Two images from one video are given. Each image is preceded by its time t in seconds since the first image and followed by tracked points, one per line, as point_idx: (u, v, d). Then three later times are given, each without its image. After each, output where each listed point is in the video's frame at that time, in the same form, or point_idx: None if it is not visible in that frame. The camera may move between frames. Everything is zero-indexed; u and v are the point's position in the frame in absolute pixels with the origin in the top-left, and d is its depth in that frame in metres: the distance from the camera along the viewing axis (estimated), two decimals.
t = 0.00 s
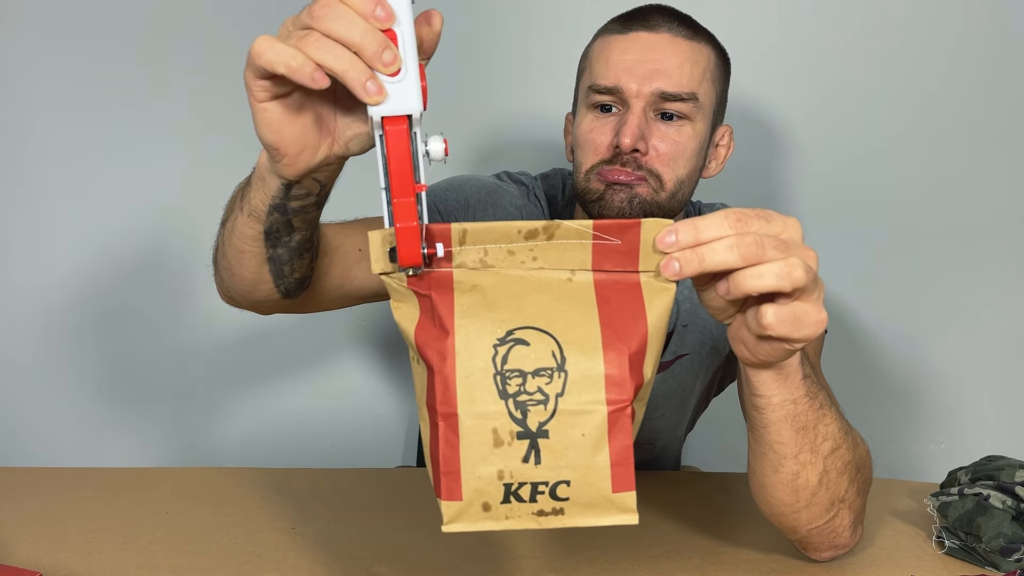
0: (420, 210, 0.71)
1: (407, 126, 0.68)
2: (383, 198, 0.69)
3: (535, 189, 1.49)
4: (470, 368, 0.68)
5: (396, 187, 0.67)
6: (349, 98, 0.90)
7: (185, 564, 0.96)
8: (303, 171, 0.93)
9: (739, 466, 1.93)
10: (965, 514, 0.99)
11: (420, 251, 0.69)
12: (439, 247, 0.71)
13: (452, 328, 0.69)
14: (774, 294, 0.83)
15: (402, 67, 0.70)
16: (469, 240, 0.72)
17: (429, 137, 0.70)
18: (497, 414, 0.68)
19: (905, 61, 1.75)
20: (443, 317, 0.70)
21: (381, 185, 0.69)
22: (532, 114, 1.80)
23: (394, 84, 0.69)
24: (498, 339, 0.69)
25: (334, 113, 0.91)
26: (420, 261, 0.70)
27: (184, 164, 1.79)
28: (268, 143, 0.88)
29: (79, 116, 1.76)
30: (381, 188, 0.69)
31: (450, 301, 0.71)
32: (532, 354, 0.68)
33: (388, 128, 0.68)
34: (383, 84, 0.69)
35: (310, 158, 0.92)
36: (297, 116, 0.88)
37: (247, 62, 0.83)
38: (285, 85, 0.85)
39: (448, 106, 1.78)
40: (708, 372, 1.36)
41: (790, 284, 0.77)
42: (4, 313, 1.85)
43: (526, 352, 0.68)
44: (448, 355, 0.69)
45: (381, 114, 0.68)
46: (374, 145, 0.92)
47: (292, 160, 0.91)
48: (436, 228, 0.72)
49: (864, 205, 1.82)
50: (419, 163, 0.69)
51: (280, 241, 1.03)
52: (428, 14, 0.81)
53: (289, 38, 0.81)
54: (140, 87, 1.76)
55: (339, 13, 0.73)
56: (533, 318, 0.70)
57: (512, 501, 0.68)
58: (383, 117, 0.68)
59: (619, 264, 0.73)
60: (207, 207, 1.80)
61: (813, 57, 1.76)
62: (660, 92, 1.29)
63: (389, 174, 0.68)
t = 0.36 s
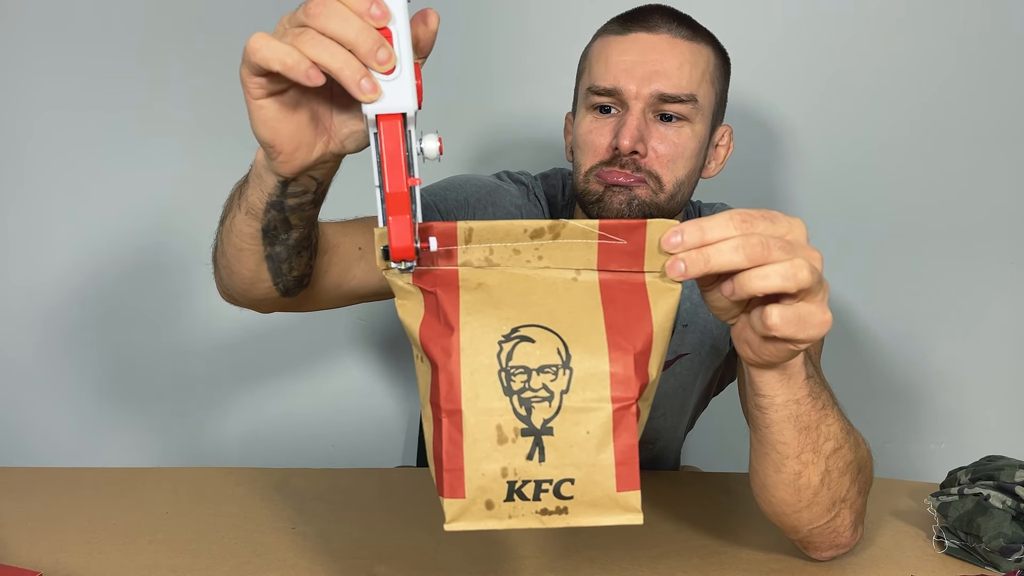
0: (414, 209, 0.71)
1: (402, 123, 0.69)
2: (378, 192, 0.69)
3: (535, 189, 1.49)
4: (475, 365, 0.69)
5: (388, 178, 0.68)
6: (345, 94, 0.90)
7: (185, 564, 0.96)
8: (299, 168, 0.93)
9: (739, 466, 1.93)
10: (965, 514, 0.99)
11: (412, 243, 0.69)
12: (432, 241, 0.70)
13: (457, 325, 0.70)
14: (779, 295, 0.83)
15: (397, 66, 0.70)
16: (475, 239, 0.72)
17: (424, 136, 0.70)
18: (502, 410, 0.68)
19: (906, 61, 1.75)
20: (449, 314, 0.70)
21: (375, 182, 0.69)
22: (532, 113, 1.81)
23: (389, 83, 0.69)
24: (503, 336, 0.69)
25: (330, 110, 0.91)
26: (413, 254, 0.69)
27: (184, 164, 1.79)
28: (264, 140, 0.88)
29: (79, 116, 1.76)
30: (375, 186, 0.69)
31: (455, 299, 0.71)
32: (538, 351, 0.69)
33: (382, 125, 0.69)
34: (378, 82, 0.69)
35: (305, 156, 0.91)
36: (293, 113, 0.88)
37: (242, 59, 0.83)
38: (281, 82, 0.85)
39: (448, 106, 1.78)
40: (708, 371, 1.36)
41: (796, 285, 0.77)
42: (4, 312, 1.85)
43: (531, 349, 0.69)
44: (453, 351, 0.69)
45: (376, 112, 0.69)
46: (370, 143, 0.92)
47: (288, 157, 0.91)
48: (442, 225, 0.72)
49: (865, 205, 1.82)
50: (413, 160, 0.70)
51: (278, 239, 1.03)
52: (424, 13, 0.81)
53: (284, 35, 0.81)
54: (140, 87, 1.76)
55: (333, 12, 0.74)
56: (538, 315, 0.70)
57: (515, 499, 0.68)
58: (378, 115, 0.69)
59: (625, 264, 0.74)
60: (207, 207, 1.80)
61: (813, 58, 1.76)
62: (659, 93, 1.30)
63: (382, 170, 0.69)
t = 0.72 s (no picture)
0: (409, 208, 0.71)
1: (398, 123, 0.69)
2: (373, 191, 0.68)
3: (535, 189, 1.49)
4: (482, 365, 0.69)
5: (385, 179, 0.67)
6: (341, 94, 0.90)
7: (185, 564, 0.96)
8: (296, 168, 0.93)
9: (739, 466, 1.93)
10: (966, 514, 0.99)
11: (407, 244, 0.69)
12: (428, 240, 0.71)
13: (464, 324, 0.70)
14: (785, 295, 0.84)
15: (392, 66, 0.70)
16: (481, 238, 0.72)
17: (420, 136, 0.70)
18: (508, 410, 0.68)
19: (905, 61, 1.75)
20: (455, 313, 0.70)
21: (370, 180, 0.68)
22: (532, 113, 1.81)
23: (384, 83, 0.69)
24: (509, 336, 0.70)
25: (327, 109, 0.91)
26: (408, 253, 0.69)
27: (184, 164, 1.79)
28: (260, 139, 0.89)
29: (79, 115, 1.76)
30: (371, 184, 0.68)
31: (462, 298, 0.71)
32: (544, 351, 0.69)
33: (377, 124, 0.68)
34: (373, 82, 0.69)
35: (302, 156, 0.92)
36: (289, 113, 0.88)
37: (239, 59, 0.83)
38: (278, 82, 0.85)
39: (448, 107, 1.78)
40: (707, 371, 1.36)
41: (802, 285, 0.78)
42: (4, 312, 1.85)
43: (537, 349, 0.69)
44: (460, 351, 0.69)
45: (371, 112, 0.69)
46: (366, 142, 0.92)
47: (284, 157, 0.91)
48: (447, 224, 0.72)
49: (864, 205, 1.82)
50: (409, 160, 0.70)
51: (276, 239, 1.03)
52: (421, 13, 0.81)
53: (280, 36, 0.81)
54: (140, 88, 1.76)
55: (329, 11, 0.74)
56: (544, 315, 0.70)
57: (521, 498, 0.68)
58: (373, 114, 0.69)
59: (632, 264, 0.74)
60: (207, 207, 1.80)
61: (813, 57, 1.76)
62: (658, 94, 1.30)
63: (378, 168, 0.68)
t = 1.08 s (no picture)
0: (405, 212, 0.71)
1: (395, 125, 0.69)
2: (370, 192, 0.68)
3: (535, 189, 1.49)
4: (490, 367, 0.69)
5: (381, 179, 0.67)
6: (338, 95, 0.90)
7: (186, 564, 0.96)
8: (293, 168, 0.93)
9: (739, 466, 1.93)
10: (966, 514, 0.99)
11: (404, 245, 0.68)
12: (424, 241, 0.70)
13: (472, 326, 0.70)
14: (795, 300, 0.83)
15: (389, 67, 0.70)
16: (491, 239, 0.71)
17: (417, 136, 0.71)
18: (516, 412, 0.69)
19: (906, 61, 1.75)
20: (464, 314, 0.71)
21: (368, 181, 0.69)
22: (533, 114, 1.81)
23: (381, 84, 0.69)
24: (518, 338, 0.70)
25: (324, 110, 0.91)
26: (406, 254, 0.69)
27: (184, 164, 1.79)
28: (257, 139, 0.89)
29: (80, 115, 1.76)
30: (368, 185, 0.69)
31: (470, 298, 0.71)
32: (552, 353, 0.69)
33: (375, 126, 0.69)
34: (370, 84, 0.69)
35: (299, 156, 0.92)
36: (287, 113, 0.88)
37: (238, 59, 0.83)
38: (275, 82, 0.85)
39: (449, 107, 1.78)
40: (707, 371, 1.36)
41: (813, 290, 0.77)
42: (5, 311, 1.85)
43: (545, 351, 0.69)
44: (468, 352, 0.69)
45: (369, 113, 0.69)
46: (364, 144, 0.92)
47: (282, 157, 0.91)
48: (456, 225, 0.71)
49: (865, 205, 1.82)
50: (406, 161, 0.70)
51: (275, 239, 1.03)
52: (418, 15, 0.81)
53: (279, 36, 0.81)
54: (140, 88, 1.76)
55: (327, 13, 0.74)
56: (553, 317, 0.70)
57: (527, 499, 0.69)
58: (371, 116, 0.69)
59: (642, 267, 0.73)
60: (208, 207, 1.80)
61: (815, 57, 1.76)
62: (658, 92, 1.30)
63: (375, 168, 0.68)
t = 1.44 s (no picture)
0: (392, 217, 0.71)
1: (383, 124, 0.69)
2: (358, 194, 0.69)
3: (535, 188, 1.48)
4: (533, 380, 0.69)
5: (368, 182, 0.68)
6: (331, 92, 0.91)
7: (185, 564, 0.96)
8: (285, 164, 0.93)
9: (739, 466, 1.93)
10: (966, 514, 0.99)
11: (388, 248, 0.69)
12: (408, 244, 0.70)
13: (511, 340, 0.69)
14: (821, 298, 0.84)
15: (380, 65, 0.69)
16: (520, 247, 0.71)
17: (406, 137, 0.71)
18: (563, 423, 0.68)
19: (904, 61, 1.75)
20: (500, 327, 0.70)
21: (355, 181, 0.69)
22: (532, 114, 1.81)
23: (370, 82, 0.69)
24: (558, 349, 0.69)
25: (317, 108, 0.91)
26: (388, 257, 0.69)
27: (184, 164, 1.79)
28: (249, 135, 0.89)
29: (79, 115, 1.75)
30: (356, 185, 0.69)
31: (506, 312, 0.70)
32: (594, 362, 0.69)
33: (364, 125, 0.69)
34: (359, 80, 0.69)
35: (291, 153, 0.92)
36: (279, 109, 0.88)
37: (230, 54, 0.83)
38: (268, 78, 0.85)
39: (449, 107, 1.78)
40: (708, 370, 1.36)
41: (841, 288, 0.78)
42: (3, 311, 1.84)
43: (587, 361, 0.69)
44: (510, 368, 0.69)
45: (357, 111, 0.69)
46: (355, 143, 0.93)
47: (273, 154, 0.91)
48: (483, 236, 0.71)
49: (865, 205, 1.82)
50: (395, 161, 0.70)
51: (271, 236, 1.03)
52: (412, 16, 0.81)
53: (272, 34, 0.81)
54: (141, 87, 1.76)
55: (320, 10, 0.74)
56: (591, 326, 0.70)
57: (581, 509, 0.69)
58: (360, 114, 0.69)
59: (672, 265, 0.73)
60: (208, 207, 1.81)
61: (814, 57, 1.76)
62: (657, 91, 1.29)
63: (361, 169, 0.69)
